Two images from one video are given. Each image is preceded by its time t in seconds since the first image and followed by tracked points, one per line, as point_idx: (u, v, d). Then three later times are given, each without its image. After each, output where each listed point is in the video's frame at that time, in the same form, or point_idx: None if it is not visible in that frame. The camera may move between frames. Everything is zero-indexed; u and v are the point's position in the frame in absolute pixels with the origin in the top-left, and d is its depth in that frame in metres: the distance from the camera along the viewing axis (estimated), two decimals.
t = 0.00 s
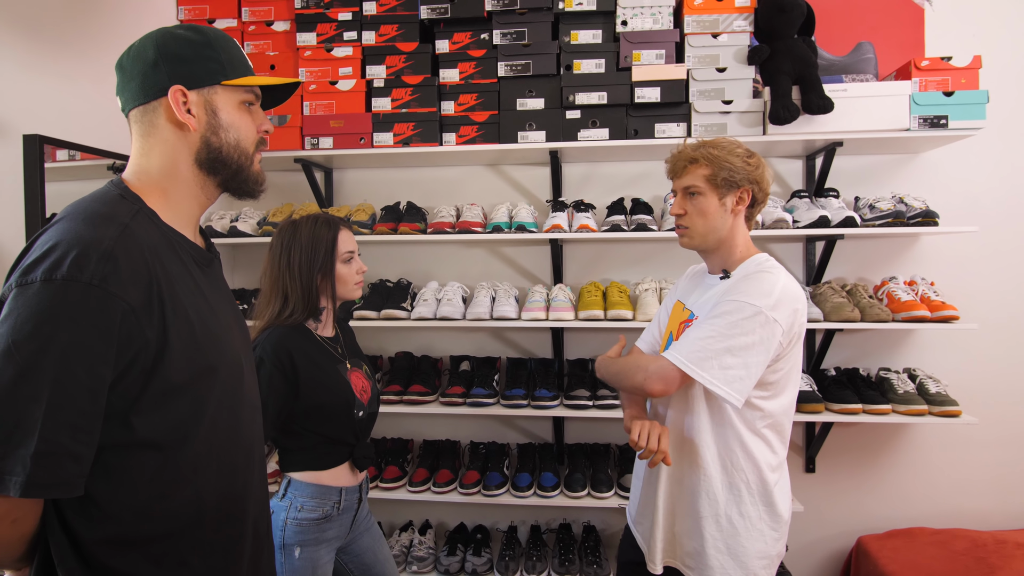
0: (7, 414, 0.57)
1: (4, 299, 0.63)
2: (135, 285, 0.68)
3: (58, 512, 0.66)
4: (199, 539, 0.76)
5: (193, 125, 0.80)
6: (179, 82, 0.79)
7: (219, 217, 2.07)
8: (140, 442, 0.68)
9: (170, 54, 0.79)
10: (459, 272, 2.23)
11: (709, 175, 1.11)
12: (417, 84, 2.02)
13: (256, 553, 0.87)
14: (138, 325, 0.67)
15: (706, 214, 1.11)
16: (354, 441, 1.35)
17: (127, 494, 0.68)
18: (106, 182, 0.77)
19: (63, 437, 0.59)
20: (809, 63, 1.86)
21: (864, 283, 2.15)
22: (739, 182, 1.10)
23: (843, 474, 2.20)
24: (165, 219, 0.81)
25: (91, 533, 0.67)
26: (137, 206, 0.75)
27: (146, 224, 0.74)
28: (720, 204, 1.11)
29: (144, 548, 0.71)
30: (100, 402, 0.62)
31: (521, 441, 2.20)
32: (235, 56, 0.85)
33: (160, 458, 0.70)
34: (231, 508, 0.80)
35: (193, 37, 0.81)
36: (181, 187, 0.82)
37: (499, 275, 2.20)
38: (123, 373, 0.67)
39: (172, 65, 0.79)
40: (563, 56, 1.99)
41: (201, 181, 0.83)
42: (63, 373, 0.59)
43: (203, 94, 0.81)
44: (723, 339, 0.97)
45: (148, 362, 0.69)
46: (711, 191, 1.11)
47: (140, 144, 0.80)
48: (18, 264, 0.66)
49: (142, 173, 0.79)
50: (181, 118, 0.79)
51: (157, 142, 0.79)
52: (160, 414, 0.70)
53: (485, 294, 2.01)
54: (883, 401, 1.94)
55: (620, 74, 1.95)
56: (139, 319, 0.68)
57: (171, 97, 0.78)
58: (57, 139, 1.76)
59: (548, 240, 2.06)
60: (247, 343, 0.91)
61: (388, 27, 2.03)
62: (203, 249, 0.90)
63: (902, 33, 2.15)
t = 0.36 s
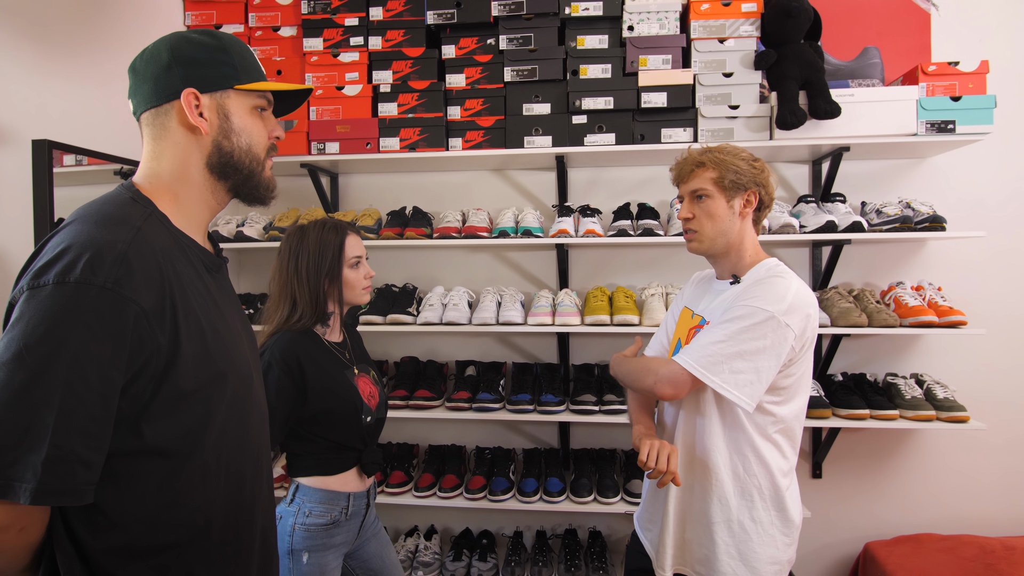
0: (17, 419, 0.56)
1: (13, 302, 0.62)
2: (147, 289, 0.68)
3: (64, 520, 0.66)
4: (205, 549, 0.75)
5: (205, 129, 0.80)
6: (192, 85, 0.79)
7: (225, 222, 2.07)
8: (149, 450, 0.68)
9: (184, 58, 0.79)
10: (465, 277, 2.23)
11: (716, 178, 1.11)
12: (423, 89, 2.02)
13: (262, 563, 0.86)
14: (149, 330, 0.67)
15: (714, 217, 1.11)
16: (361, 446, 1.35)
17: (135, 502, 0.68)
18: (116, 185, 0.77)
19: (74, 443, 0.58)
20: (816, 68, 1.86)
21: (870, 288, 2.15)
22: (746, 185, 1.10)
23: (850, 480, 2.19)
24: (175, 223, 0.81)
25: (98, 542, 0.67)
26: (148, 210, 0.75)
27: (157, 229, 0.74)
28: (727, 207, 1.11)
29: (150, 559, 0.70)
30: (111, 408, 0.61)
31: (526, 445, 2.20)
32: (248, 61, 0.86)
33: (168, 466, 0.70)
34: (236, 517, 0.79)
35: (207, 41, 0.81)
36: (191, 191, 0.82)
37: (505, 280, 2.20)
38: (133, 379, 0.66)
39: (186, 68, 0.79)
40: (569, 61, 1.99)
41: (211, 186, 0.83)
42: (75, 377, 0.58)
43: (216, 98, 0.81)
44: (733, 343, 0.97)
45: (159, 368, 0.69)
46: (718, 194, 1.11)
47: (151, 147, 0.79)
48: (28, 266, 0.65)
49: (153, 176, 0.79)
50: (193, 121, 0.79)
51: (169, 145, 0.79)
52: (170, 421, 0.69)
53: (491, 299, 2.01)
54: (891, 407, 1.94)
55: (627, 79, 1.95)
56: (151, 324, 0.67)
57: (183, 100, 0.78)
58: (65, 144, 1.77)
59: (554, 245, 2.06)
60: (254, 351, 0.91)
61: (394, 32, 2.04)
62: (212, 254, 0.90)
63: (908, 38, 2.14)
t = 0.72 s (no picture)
0: (16, 417, 0.56)
1: (13, 296, 0.62)
2: (151, 288, 0.68)
3: (57, 522, 0.66)
4: (200, 554, 0.75)
5: (213, 128, 0.80)
6: (199, 83, 0.79)
7: (231, 222, 2.08)
8: (146, 452, 0.68)
9: (193, 56, 0.79)
10: (470, 277, 2.23)
11: (719, 178, 1.11)
12: (429, 89, 2.02)
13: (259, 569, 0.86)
14: (152, 329, 0.67)
15: (717, 217, 1.11)
16: (366, 446, 1.36)
17: (130, 504, 0.68)
18: (120, 182, 0.77)
19: (72, 442, 0.58)
20: (824, 69, 1.85)
21: (877, 290, 2.13)
22: (749, 185, 1.10)
23: (856, 483, 2.18)
24: (180, 220, 0.81)
25: (91, 547, 0.67)
26: (153, 206, 0.75)
27: (161, 226, 0.75)
28: (730, 206, 1.11)
29: (145, 564, 0.71)
30: (111, 407, 0.61)
31: (531, 446, 2.20)
32: (257, 61, 0.86)
33: (165, 468, 0.70)
34: (233, 522, 0.80)
35: (218, 40, 0.82)
36: (196, 189, 0.82)
37: (510, 280, 2.20)
38: (134, 377, 0.67)
39: (194, 66, 0.79)
40: (575, 61, 1.98)
41: (216, 184, 0.84)
42: (76, 374, 0.58)
43: (224, 97, 0.81)
44: (740, 346, 0.96)
45: (159, 369, 0.69)
46: (720, 194, 1.11)
47: (157, 144, 0.80)
48: (29, 260, 0.65)
49: (158, 173, 0.80)
50: (200, 119, 0.79)
51: (175, 143, 0.79)
52: (168, 424, 0.70)
53: (496, 299, 2.01)
54: (897, 409, 1.93)
55: (633, 80, 1.95)
56: (153, 323, 0.67)
57: (191, 98, 0.78)
58: (73, 144, 1.78)
59: (559, 246, 2.06)
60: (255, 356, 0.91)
61: (400, 32, 2.03)
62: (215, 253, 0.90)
63: (918, 38, 2.12)
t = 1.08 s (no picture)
0: (9, 410, 0.56)
1: (9, 287, 0.62)
2: (150, 285, 0.69)
3: (38, 521, 0.66)
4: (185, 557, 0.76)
5: (214, 128, 0.81)
6: (202, 83, 0.79)
7: (234, 220, 2.09)
8: (133, 452, 0.69)
9: (196, 57, 0.80)
10: (471, 276, 2.23)
11: (717, 177, 1.11)
12: (431, 88, 2.02)
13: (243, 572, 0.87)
14: (149, 327, 0.68)
15: (714, 217, 1.11)
16: (365, 443, 1.36)
17: (117, 503, 0.69)
18: (120, 179, 0.77)
19: (64, 438, 0.58)
20: (827, 68, 1.84)
21: (881, 291, 2.12)
22: (748, 184, 1.09)
23: (858, 484, 2.17)
24: (179, 219, 0.81)
25: (73, 547, 0.67)
26: (154, 203, 0.76)
27: (161, 224, 0.75)
28: (729, 206, 1.11)
29: (128, 565, 0.71)
30: (105, 403, 0.62)
31: (532, 445, 2.20)
32: (259, 62, 0.87)
33: (152, 469, 0.71)
34: (219, 524, 0.80)
35: (220, 41, 0.83)
36: (196, 188, 0.82)
37: (511, 280, 2.20)
38: (128, 373, 0.67)
39: (197, 67, 0.80)
40: (577, 60, 1.98)
41: (216, 184, 0.84)
42: (71, 368, 0.58)
43: (225, 98, 0.81)
44: (743, 348, 0.96)
45: (153, 368, 0.70)
46: (718, 193, 1.11)
47: (158, 144, 0.80)
48: (24, 254, 0.66)
49: (158, 172, 0.80)
50: (203, 120, 0.79)
51: (176, 143, 0.80)
52: (158, 424, 0.70)
53: (497, 299, 2.01)
54: (900, 411, 1.92)
55: (635, 79, 1.94)
56: (150, 320, 0.68)
57: (194, 98, 0.78)
58: (77, 142, 1.80)
59: (560, 246, 2.06)
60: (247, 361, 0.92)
61: (402, 32, 2.04)
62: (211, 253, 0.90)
63: (923, 38, 2.11)
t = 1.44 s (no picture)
0: (13, 413, 0.57)
1: (6, 293, 0.63)
2: (145, 285, 0.69)
3: (54, 520, 0.67)
4: (192, 545, 0.77)
5: (202, 120, 0.82)
6: (188, 75, 0.81)
7: (241, 219, 2.11)
8: (139, 446, 0.69)
9: (181, 50, 0.81)
10: (477, 275, 2.23)
11: (714, 176, 1.11)
12: (436, 87, 2.03)
13: (248, 560, 0.88)
14: (146, 327, 0.68)
15: (711, 215, 1.11)
16: (368, 440, 1.36)
17: (125, 496, 0.70)
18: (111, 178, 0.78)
19: (68, 438, 0.59)
20: (836, 65, 1.82)
21: (890, 290, 2.10)
22: (745, 179, 1.08)
23: (866, 486, 2.15)
24: (170, 214, 0.82)
25: (86, 538, 0.68)
26: (145, 203, 0.77)
27: (153, 224, 0.76)
28: (727, 203, 1.10)
29: (137, 554, 0.72)
30: (107, 403, 0.63)
31: (537, 444, 2.20)
32: (244, 53, 0.88)
33: (159, 462, 0.72)
34: (223, 511, 0.82)
35: (205, 35, 0.84)
36: (185, 183, 0.83)
37: (517, 278, 2.20)
38: (128, 373, 0.67)
39: (183, 60, 0.81)
40: (583, 58, 1.98)
41: (206, 177, 0.85)
42: (72, 370, 0.59)
43: (212, 90, 0.82)
44: (745, 347, 0.95)
45: (152, 366, 0.70)
46: (715, 191, 1.11)
47: (146, 138, 0.81)
48: (21, 258, 0.66)
49: (148, 168, 0.81)
50: (190, 111, 0.80)
51: (164, 136, 0.81)
52: (160, 419, 0.71)
53: (502, 297, 2.01)
54: (909, 412, 1.90)
55: (641, 77, 1.93)
56: (148, 320, 0.69)
57: (180, 90, 0.79)
58: (86, 141, 1.85)
59: (566, 244, 2.06)
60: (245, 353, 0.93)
61: (408, 30, 2.04)
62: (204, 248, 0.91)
63: (934, 34, 2.09)
